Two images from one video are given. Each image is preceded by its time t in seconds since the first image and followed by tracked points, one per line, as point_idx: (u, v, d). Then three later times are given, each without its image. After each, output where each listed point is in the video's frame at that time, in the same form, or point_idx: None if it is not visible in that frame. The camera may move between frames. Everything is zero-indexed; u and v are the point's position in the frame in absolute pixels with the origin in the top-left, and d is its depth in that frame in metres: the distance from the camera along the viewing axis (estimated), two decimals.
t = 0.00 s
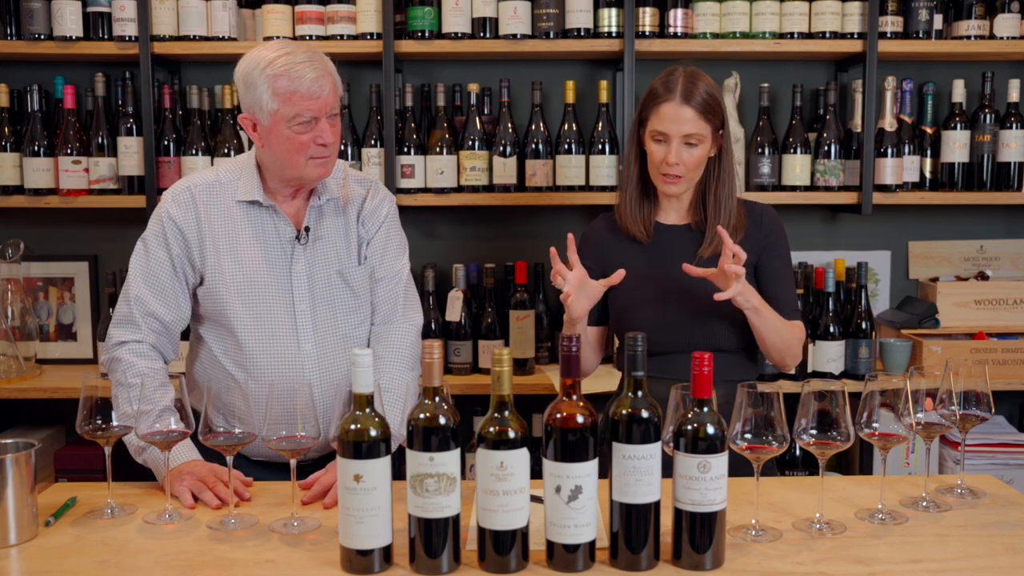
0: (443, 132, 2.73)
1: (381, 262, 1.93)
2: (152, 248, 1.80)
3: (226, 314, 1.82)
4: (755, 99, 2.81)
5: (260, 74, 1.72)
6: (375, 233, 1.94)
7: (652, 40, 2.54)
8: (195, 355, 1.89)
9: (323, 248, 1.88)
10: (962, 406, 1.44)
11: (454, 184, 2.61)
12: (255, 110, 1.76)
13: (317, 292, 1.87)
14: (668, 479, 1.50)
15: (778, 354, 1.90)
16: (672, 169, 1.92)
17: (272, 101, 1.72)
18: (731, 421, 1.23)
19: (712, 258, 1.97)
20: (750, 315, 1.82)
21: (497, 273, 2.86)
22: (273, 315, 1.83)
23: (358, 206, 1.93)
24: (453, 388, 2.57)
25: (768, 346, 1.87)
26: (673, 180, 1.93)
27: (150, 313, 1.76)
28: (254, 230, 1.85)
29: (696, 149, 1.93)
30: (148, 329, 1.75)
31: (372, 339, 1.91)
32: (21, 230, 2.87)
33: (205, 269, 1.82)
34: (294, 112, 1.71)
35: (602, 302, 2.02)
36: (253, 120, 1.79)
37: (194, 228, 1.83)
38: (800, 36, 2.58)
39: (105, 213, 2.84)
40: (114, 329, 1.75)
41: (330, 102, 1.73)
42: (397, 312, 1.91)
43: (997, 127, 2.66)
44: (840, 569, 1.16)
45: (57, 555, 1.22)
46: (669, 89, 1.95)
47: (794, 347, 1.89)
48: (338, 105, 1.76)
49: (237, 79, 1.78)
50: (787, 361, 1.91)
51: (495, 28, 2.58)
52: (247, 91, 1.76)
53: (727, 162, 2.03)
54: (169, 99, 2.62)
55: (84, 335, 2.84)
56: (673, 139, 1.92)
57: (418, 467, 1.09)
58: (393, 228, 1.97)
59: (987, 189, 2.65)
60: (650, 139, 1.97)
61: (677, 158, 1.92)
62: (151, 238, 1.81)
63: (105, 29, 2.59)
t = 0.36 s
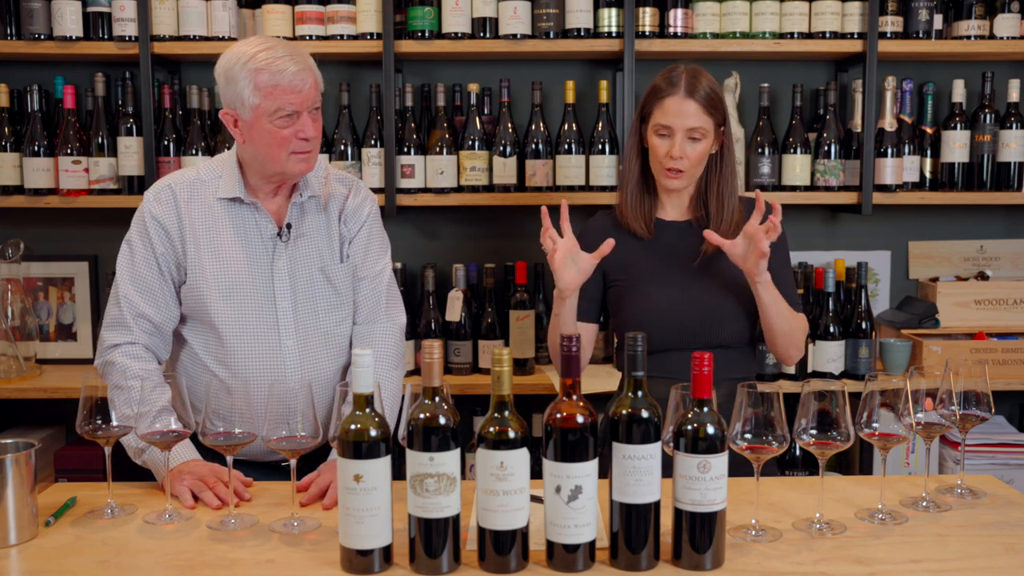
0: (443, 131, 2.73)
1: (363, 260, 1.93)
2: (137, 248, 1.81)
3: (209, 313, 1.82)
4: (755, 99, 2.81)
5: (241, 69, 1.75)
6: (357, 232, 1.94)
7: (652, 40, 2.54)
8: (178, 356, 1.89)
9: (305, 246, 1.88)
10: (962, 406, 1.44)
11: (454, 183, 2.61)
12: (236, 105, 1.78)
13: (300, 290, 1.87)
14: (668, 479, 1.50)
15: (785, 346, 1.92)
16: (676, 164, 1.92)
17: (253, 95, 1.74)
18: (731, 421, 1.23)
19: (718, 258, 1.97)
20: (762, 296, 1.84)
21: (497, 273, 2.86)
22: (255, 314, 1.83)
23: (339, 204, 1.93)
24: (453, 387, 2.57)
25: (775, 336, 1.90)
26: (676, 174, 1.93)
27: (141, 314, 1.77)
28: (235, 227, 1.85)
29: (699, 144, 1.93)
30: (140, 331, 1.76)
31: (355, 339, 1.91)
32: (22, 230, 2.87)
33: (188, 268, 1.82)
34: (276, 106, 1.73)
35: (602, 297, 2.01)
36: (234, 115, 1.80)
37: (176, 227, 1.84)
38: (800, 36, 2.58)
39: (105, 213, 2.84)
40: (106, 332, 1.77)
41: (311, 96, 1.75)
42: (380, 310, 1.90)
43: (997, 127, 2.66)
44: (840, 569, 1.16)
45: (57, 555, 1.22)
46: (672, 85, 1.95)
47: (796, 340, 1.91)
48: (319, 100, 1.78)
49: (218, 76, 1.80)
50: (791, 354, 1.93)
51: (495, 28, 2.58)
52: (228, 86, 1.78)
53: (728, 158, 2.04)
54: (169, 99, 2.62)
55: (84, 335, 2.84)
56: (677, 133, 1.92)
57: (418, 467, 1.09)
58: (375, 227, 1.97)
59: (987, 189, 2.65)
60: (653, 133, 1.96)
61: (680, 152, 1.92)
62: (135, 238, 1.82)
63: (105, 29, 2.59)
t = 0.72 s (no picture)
0: (443, 131, 2.73)
1: (354, 260, 1.93)
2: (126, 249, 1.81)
3: (199, 313, 1.82)
4: (755, 98, 2.81)
5: (230, 66, 1.75)
6: (347, 232, 1.94)
7: (652, 40, 2.54)
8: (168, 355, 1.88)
9: (294, 245, 1.88)
10: (962, 406, 1.44)
11: (454, 184, 2.61)
12: (225, 103, 1.78)
13: (289, 290, 1.87)
14: (668, 479, 1.50)
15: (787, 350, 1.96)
16: (693, 152, 1.92)
17: (242, 93, 1.75)
18: (731, 421, 1.23)
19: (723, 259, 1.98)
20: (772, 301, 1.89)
21: (497, 273, 2.86)
22: (245, 314, 1.84)
23: (328, 204, 1.94)
24: (453, 388, 2.57)
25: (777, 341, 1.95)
26: (694, 163, 1.93)
27: (134, 315, 1.76)
28: (224, 227, 1.84)
29: (716, 134, 1.94)
30: (134, 332, 1.76)
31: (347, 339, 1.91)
32: (22, 230, 2.87)
33: (178, 267, 1.82)
34: (265, 103, 1.74)
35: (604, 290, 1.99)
36: (223, 113, 1.80)
37: (165, 227, 1.83)
38: (800, 36, 2.58)
39: (105, 212, 2.84)
40: (99, 334, 1.76)
41: (301, 93, 1.76)
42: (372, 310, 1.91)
43: (997, 127, 2.66)
44: (840, 569, 1.16)
45: (57, 555, 1.22)
46: (688, 78, 1.98)
47: (796, 345, 1.96)
48: (308, 97, 1.79)
49: (207, 74, 1.80)
50: (790, 359, 1.98)
51: (495, 28, 2.58)
52: (217, 85, 1.78)
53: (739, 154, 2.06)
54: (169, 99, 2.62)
55: (85, 335, 2.84)
56: (696, 122, 1.93)
57: (418, 467, 1.09)
58: (365, 227, 1.97)
59: (987, 189, 2.65)
60: (669, 123, 1.97)
61: (699, 140, 1.93)
62: (125, 239, 1.81)
63: (105, 29, 2.59)
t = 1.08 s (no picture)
0: (443, 132, 2.73)
1: (350, 260, 1.94)
2: (120, 249, 1.80)
3: (195, 314, 1.81)
4: (755, 98, 2.81)
5: (221, 67, 1.75)
6: (342, 232, 1.95)
7: (652, 40, 2.54)
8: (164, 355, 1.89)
9: (289, 245, 1.88)
10: (962, 406, 1.44)
11: (454, 184, 2.61)
12: (218, 103, 1.78)
13: (285, 290, 1.87)
14: (668, 479, 1.50)
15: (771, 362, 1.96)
16: (708, 167, 1.90)
17: (235, 93, 1.75)
18: (731, 421, 1.23)
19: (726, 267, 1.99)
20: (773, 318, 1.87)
21: (497, 273, 2.86)
22: (241, 314, 1.84)
23: (323, 204, 1.94)
24: (453, 388, 2.57)
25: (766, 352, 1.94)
26: (706, 179, 1.91)
27: (129, 315, 1.77)
28: (219, 227, 1.84)
29: (734, 152, 1.92)
30: (129, 333, 1.76)
31: (343, 338, 1.91)
32: (22, 231, 2.87)
33: (172, 268, 1.81)
34: (258, 103, 1.74)
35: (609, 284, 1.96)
36: (216, 114, 1.80)
37: (160, 227, 1.83)
38: (800, 36, 2.58)
39: (104, 212, 2.84)
40: (96, 335, 1.77)
41: (293, 93, 1.77)
42: (368, 310, 1.91)
43: (997, 127, 2.66)
44: (840, 569, 1.16)
45: (57, 555, 1.22)
46: (713, 91, 1.93)
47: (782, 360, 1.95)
48: (300, 96, 1.79)
49: (198, 74, 1.80)
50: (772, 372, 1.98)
51: (495, 28, 2.58)
52: (209, 85, 1.78)
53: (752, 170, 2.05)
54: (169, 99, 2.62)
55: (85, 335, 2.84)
56: (716, 137, 1.90)
57: (418, 467, 1.09)
58: (360, 226, 1.98)
59: (987, 189, 2.65)
60: (688, 133, 1.93)
61: (716, 157, 1.90)
62: (119, 239, 1.81)
63: (105, 29, 2.59)
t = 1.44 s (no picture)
0: (443, 132, 2.73)
1: (346, 260, 1.94)
2: (117, 250, 1.80)
3: (192, 314, 1.81)
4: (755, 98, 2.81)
5: (216, 67, 1.75)
6: (339, 231, 1.95)
7: (652, 40, 2.54)
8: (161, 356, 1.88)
9: (286, 245, 1.88)
10: (962, 406, 1.44)
11: (454, 184, 2.61)
12: (212, 104, 1.78)
13: (282, 290, 1.87)
14: (669, 479, 1.50)
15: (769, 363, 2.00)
16: (711, 173, 1.90)
17: (229, 94, 1.75)
18: (731, 421, 1.23)
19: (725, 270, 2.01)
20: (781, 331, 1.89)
21: (497, 273, 2.86)
22: (238, 315, 1.84)
23: (319, 205, 1.94)
24: (453, 388, 2.57)
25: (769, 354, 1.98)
26: (707, 183, 1.91)
27: (126, 317, 1.76)
28: (215, 228, 1.84)
29: (735, 156, 1.92)
30: (127, 333, 1.76)
31: (340, 338, 1.91)
32: (22, 231, 2.87)
33: (169, 268, 1.81)
34: (253, 104, 1.74)
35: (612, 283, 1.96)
36: (210, 115, 1.80)
37: (155, 227, 1.82)
38: (800, 36, 2.58)
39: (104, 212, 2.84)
40: (92, 336, 1.76)
41: (287, 92, 1.77)
42: (365, 309, 1.91)
43: (997, 127, 2.66)
44: (840, 569, 1.16)
45: (57, 555, 1.22)
46: (717, 95, 1.92)
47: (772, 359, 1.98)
48: (295, 96, 1.79)
49: (192, 75, 1.80)
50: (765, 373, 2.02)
51: (495, 28, 2.58)
52: (203, 86, 1.78)
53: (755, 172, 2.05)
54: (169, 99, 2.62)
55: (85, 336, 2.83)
56: (718, 142, 1.90)
57: (418, 467, 1.09)
58: (357, 226, 1.98)
59: (987, 189, 2.65)
60: (690, 137, 1.93)
61: (718, 162, 1.90)
62: (115, 240, 1.81)
63: (105, 29, 2.59)
